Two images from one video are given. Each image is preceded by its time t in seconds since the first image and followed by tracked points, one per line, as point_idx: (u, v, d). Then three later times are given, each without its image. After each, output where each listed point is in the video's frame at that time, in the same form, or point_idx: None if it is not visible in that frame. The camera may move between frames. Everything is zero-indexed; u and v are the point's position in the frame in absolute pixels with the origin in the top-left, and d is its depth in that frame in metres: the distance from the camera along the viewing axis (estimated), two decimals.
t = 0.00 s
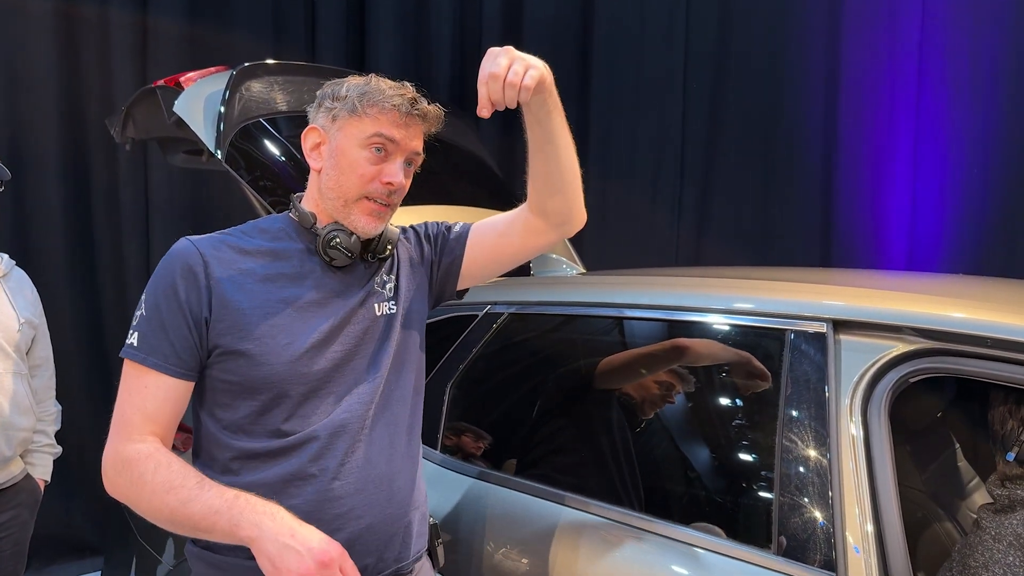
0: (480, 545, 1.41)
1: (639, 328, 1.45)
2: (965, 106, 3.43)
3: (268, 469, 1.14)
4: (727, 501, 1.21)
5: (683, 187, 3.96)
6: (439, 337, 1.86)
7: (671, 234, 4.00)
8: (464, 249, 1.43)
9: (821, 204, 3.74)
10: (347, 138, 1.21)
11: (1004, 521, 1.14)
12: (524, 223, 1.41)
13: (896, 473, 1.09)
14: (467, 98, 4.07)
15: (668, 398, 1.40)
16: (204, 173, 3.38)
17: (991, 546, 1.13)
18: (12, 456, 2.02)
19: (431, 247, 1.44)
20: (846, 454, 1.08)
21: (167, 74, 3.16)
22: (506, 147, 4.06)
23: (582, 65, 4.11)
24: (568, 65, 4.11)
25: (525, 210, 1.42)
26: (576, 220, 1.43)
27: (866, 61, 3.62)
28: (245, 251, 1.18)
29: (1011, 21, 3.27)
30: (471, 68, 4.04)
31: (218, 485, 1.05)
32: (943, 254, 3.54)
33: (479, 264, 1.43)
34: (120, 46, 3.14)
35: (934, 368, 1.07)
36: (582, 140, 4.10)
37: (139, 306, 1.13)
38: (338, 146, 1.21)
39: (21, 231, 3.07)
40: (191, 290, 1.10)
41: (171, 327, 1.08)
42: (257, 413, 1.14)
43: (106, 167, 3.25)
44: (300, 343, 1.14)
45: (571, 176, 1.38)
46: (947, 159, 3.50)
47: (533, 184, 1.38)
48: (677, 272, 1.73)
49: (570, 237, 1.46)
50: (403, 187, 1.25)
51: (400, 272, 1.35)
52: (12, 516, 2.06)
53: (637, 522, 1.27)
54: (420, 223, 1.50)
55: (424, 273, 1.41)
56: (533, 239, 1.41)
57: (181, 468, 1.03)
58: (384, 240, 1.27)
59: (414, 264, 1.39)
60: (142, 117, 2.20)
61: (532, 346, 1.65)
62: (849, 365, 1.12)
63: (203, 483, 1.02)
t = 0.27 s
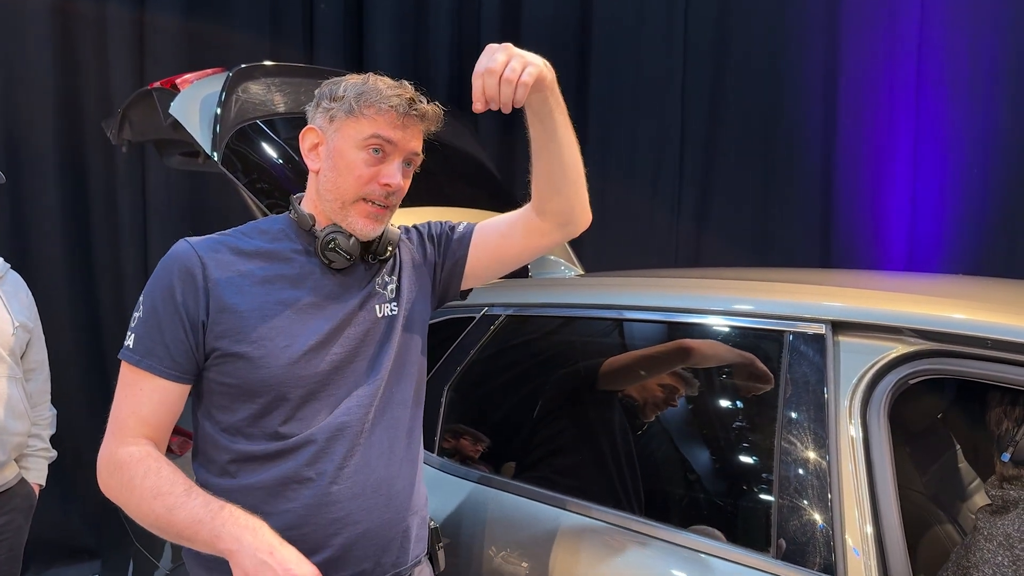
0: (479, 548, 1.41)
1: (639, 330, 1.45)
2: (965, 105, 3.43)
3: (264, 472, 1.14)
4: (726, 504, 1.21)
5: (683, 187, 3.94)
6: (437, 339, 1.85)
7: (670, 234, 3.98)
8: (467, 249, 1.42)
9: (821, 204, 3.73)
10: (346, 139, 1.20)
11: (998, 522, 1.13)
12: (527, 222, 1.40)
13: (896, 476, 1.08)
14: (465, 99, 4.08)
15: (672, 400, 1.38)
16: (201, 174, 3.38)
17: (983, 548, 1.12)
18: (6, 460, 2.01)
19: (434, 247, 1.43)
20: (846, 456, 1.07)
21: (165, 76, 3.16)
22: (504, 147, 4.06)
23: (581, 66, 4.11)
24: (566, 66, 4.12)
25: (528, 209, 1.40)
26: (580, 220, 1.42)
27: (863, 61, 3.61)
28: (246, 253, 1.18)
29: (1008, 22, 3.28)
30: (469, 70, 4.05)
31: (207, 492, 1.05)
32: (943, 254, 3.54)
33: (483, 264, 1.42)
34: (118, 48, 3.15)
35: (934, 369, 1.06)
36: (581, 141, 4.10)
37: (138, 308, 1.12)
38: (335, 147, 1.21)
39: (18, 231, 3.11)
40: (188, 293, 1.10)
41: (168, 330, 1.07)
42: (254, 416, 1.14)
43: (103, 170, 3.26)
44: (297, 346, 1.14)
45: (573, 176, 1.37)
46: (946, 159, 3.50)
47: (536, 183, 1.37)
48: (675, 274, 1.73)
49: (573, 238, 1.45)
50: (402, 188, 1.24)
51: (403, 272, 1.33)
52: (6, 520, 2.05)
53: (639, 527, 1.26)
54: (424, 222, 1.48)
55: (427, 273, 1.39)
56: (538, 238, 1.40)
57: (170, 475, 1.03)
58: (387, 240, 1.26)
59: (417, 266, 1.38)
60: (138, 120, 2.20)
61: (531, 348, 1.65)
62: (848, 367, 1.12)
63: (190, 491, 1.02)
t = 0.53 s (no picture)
0: (480, 552, 1.40)
1: (639, 332, 1.44)
2: (965, 105, 3.42)
3: (262, 477, 1.13)
4: (728, 506, 1.20)
5: (684, 188, 3.92)
6: (436, 340, 1.84)
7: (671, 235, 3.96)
8: (473, 253, 1.40)
9: (821, 204, 3.72)
10: (344, 139, 1.19)
11: (1002, 525, 1.12)
12: (534, 228, 1.38)
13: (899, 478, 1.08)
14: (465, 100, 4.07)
15: (675, 402, 1.37)
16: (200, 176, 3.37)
17: (988, 550, 1.10)
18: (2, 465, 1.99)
19: (435, 249, 1.42)
20: (848, 458, 1.07)
21: (165, 77, 3.15)
22: (504, 149, 4.05)
23: (581, 67, 4.11)
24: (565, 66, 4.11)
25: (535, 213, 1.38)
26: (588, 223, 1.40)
27: (864, 61, 3.60)
28: (247, 254, 1.17)
29: (1007, 23, 3.28)
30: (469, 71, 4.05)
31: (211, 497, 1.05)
32: (944, 254, 3.53)
33: (489, 267, 1.40)
34: (117, 50, 3.15)
35: (937, 371, 1.06)
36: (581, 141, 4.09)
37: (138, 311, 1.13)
38: (335, 146, 1.20)
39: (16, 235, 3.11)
40: (187, 296, 1.09)
41: (167, 334, 1.07)
42: (253, 420, 1.13)
43: (102, 172, 3.26)
44: (296, 349, 1.13)
45: (582, 182, 1.35)
46: (947, 159, 3.49)
47: (543, 187, 1.35)
48: (676, 275, 1.72)
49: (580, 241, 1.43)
50: (401, 187, 1.23)
51: (404, 275, 1.33)
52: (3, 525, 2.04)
53: (642, 530, 1.26)
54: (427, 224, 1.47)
55: (428, 275, 1.38)
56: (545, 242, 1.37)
57: (174, 479, 1.03)
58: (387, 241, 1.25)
59: (419, 268, 1.37)
60: (137, 122, 2.20)
61: (532, 350, 1.64)
62: (851, 369, 1.11)
63: (194, 495, 1.02)
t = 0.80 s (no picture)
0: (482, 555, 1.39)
1: (640, 334, 1.43)
2: (967, 105, 3.41)
3: (262, 481, 1.12)
4: (732, 509, 1.19)
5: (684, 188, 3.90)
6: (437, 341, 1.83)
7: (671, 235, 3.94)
8: (477, 253, 1.38)
9: (822, 205, 3.72)
10: (343, 140, 1.17)
11: (1016, 530, 1.11)
12: (540, 233, 1.36)
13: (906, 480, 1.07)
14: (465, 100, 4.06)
15: (678, 406, 1.36)
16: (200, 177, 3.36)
17: (1002, 556, 1.11)
18: None
19: (437, 250, 1.40)
20: (855, 460, 1.06)
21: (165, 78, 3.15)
22: (505, 149, 4.05)
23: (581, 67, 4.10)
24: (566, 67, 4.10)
25: (541, 216, 1.37)
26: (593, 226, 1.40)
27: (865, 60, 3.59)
28: (246, 256, 1.16)
29: (1009, 22, 3.27)
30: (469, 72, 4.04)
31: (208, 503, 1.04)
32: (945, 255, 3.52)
33: (492, 269, 1.38)
34: (117, 51, 3.15)
35: (944, 373, 1.05)
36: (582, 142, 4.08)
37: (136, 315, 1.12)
38: (333, 148, 1.18)
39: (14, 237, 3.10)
40: (185, 300, 1.09)
41: (164, 339, 1.07)
42: (252, 424, 1.12)
43: (102, 174, 3.25)
44: (295, 353, 1.12)
45: (593, 191, 1.35)
46: (949, 159, 3.48)
47: (551, 191, 1.34)
48: (678, 276, 1.71)
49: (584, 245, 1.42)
50: (402, 188, 1.22)
51: (405, 277, 1.31)
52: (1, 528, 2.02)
53: (644, 534, 1.25)
54: (429, 226, 1.45)
55: (429, 277, 1.37)
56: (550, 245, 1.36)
57: (171, 485, 1.02)
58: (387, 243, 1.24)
59: (420, 271, 1.36)
60: (135, 123, 2.19)
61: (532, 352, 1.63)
62: (857, 371, 1.10)
63: (190, 501, 1.01)
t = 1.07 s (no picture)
0: (483, 560, 1.37)
1: (642, 335, 1.41)
2: (970, 105, 3.40)
3: (264, 486, 1.10)
4: (737, 513, 1.17)
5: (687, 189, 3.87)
6: (438, 343, 1.82)
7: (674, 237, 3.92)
8: (480, 259, 1.36)
9: (825, 206, 3.70)
10: (341, 139, 1.16)
11: None
12: (545, 241, 1.35)
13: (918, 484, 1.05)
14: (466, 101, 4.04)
15: (682, 407, 1.34)
16: (200, 179, 3.34)
17: (1014, 563, 1.09)
18: None
19: (438, 251, 1.38)
20: (866, 463, 1.04)
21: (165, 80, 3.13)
22: (506, 151, 4.03)
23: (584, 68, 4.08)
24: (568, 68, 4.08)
25: (544, 224, 1.36)
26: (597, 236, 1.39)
27: (867, 59, 3.58)
28: (246, 260, 1.14)
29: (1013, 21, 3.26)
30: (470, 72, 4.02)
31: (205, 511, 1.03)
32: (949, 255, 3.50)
33: (494, 274, 1.37)
34: (116, 52, 3.13)
35: (956, 375, 1.03)
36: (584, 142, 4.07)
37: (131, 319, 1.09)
38: (332, 149, 1.16)
39: (14, 240, 3.09)
40: (184, 304, 1.07)
41: (163, 344, 1.05)
42: (254, 430, 1.10)
43: (101, 176, 3.24)
44: (299, 357, 1.10)
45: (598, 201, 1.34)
46: (952, 159, 3.46)
47: (556, 202, 1.33)
48: (681, 277, 1.69)
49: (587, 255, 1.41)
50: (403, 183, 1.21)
51: (408, 278, 1.29)
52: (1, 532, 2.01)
53: (649, 540, 1.23)
54: (430, 227, 1.43)
55: (432, 278, 1.35)
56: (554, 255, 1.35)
57: (168, 492, 1.01)
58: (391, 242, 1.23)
59: (422, 272, 1.34)
60: (134, 123, 2.17)
61: (533, 354, 1.61)
62: (867, 373, 1.08)
63: (187, 509, 1.00)
